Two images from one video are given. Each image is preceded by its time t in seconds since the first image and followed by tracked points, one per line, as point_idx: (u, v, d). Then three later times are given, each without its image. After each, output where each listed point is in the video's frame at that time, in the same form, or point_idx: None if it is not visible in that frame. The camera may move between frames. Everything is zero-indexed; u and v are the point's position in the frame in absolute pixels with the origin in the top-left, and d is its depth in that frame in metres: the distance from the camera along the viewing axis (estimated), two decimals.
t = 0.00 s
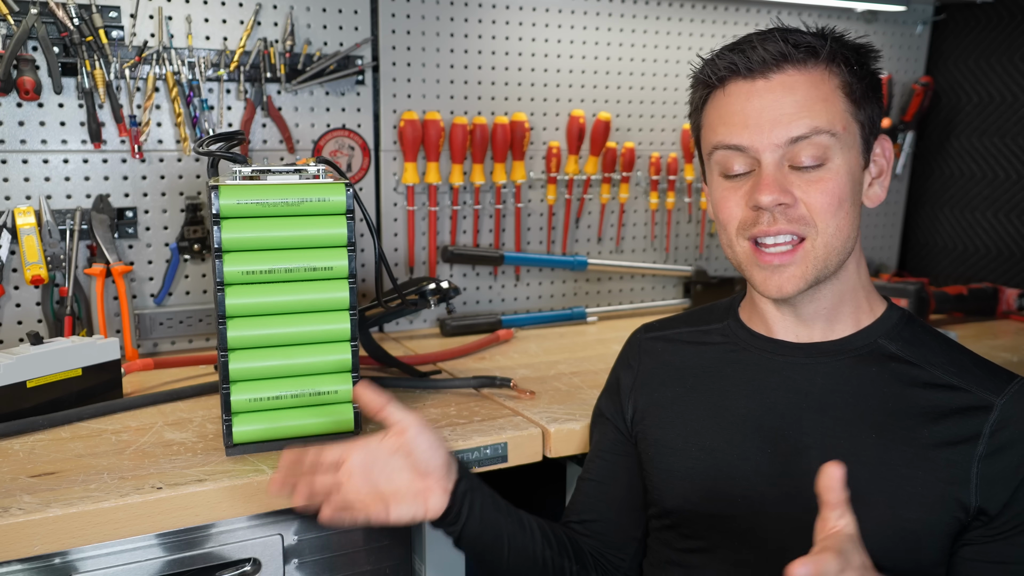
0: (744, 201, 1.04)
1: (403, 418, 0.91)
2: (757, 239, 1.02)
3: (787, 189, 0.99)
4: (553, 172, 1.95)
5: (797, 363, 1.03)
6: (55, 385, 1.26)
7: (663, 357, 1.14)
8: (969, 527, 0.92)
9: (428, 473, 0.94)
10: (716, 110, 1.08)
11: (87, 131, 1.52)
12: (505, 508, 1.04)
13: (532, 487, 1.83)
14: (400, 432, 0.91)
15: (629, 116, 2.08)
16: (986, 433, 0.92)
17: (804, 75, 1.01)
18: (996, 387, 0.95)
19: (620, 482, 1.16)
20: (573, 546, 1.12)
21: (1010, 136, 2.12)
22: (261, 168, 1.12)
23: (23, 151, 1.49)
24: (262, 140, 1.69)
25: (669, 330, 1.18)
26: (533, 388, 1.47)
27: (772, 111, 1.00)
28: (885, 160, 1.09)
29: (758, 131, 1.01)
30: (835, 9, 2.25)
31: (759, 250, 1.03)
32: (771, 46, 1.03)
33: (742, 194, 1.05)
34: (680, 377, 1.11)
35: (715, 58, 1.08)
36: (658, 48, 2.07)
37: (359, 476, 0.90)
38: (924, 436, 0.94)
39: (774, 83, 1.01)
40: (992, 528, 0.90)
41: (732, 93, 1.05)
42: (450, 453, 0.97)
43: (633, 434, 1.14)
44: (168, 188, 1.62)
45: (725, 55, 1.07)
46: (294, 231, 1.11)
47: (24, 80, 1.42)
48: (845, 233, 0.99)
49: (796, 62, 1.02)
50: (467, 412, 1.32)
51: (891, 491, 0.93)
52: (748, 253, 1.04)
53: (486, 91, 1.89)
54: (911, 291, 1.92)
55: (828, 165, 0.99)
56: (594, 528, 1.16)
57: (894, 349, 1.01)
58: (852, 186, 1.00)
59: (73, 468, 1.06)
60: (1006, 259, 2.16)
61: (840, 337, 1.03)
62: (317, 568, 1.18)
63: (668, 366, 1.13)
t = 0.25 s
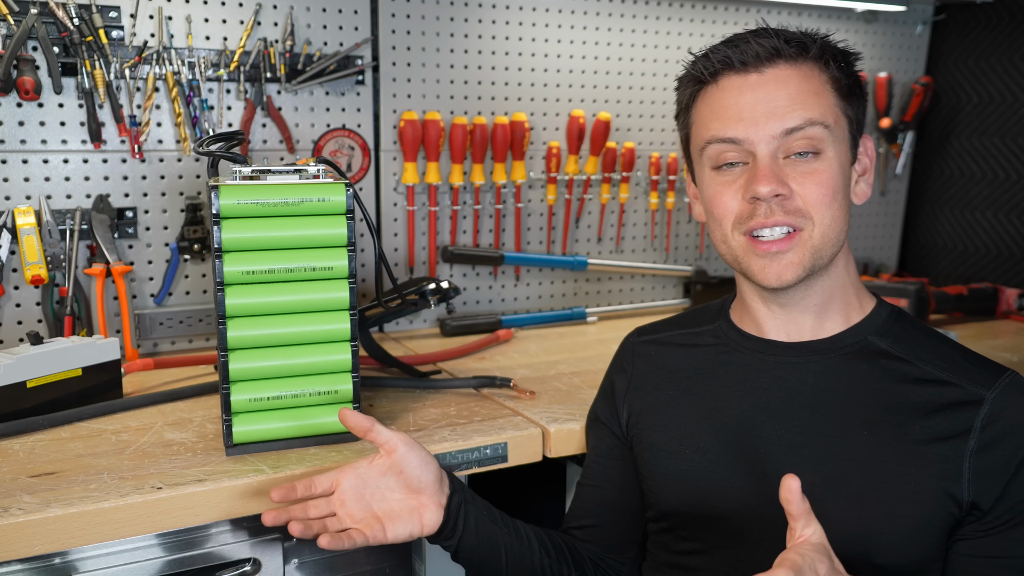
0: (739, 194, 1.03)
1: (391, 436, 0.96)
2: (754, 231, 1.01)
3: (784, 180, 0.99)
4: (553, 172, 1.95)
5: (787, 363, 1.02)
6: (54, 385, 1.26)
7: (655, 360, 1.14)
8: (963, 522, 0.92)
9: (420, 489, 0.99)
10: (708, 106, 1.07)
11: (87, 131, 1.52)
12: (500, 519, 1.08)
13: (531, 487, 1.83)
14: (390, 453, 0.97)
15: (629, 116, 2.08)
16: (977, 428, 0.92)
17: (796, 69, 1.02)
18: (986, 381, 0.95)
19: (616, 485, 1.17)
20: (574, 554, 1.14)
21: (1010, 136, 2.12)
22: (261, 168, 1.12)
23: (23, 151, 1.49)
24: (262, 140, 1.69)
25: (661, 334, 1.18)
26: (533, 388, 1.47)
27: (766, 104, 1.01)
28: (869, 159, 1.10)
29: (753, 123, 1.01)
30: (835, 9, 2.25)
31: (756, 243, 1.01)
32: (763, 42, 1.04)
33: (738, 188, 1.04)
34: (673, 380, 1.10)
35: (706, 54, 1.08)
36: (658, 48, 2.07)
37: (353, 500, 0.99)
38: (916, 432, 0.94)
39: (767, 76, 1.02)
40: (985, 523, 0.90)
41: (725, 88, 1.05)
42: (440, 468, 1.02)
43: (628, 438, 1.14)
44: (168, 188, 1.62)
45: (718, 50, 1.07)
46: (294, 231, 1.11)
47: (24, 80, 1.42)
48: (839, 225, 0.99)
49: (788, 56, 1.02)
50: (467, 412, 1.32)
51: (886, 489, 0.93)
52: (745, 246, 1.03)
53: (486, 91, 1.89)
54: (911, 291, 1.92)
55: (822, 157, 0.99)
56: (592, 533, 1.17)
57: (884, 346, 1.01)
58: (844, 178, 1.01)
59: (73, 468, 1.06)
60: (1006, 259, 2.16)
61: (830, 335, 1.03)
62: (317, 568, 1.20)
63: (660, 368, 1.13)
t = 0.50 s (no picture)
0: (726, 200, 1.04)
1: (401, 418, 0.96)
2: (741, 238, 1.01)
3: (769, 186, 0.99)
4: (553, 172, 1.94)
5: (781, 362, 1.03)
6: (55, 385, 1.26)
7: (650, 361, 1.14)
8: (958, 519, 0.92)
9: (425, 473, 0.99)
10: (692, 113, 1.07)
11: (87, 131, 1.52)
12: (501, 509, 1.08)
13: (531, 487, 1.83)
14: (398, 434, 0.97)
15: (629, 116, 2.08)
16: (972, 425, 0.92)
17: (778, 73, 1.01)
18: (981, 377, 0.95)
19: (612, 486, 1.17)
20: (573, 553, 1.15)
21: (1010, 136, 2.12)
22: (261, 168, 1.12)
23: (23, 151, 1.49)
24: (261, 140, 1.69)
25: (656, 334, 1.18)
26: (533, 388, 1.47)
27: (749, 110, 1.00)
28: (856, 155, 1.10)
29: (736, 130, 1.01)
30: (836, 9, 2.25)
31: (743, 249, 1.01)
32: (743, 47, 1.03)
33: (724, 195, 1.04)
34: (669, 380, 1.10)
35: (688, 61, 1.08)
36: (658, 48, 2.07)
37: (359, 479, 0.97)
38: (911, 430, 0.94)
39: (749, 82, 1.01)
40: (981, 519, 0.90)
41: (708, 94, 1.05)
42: (444, 454, 1.02)
43: (624, 439, 1.14)
44: (168, 188, 1.62)
45: (699, 57, 1.06)
46: (294, 231, 1.11)
47: (24, 80, 1.42)
48: (826, 228, 0.99)
49: (769, 61, 1.02)
50: (467, 412, 1.32)
51: (882, 488, 0.93)
52: (732, 253, 1.03)
53: (486, 91, 1.89)
54: (911, 291, 1.93)
55: (807, 161, 0.99)
56: (591, 534, 1.18)
57: (878, 344, 1.01)
58: (830, 180, 1.00)
59: (73, 468, 1.06)
60: (1006, 259, 2.16)
61: (825, 333, 1.03)
62: (318, 568, 1.19)
63: (656, 369, 1.12)
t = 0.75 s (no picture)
0: (711, 210, 1.02)
1: (370, 432, 1.02)
2: (728, 248, 1.00)
3: (752, 196, 0.97)
4: (553, 172, 1.94)
5: (778, 362, 1.02)
6: (55, 385, 1.26)
7: (649, 362, 1.14)
8: (957, 516, 0.92)
9: (404, 481, 1.03)
10: (674, 124, 1.04)
11: (87, 131, 1.52)
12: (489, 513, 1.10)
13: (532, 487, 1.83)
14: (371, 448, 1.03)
15: (629, 116, 2.08)
16: (968, 422, 0.92)
17: (758, 81, 0.98)
18: (977, 374, 0.95)
19: (611, 487, 1.17)
20: (571, 554, 1.15)
21: (1010, 136, 2.12)
22: (261, 168, 1.12)
23: (23, 151, 1.49)
24: (262, 140, 1.69)
25: (656, 334, 1.17)
26: (533, 388, 1.47)
27: (729, 120, 0.97)
28: (846, 156, 1.07)
29: (717, 141, 0.98)
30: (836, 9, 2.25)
31: (730, 258, 1.00)
32: (721, 56, 1.00)
33: (710, 204, 1.02)
34: (668, 381, 1.10)
35: (668, 72, 1.05)
36: (658, 48, 2.07)
37: (339, 496, 1.03)
38: (908, 429, 0.94)
39: (728, 92, 0.98)
40: (978, 516, 0.90)
41: (688, 105, 1.02)
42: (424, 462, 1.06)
43: (624, 440, 1.14)
44: (168, 188, 1.62)
45: (678, 68, 1.03)
46: (294, 231, 1.11)
47: (24, 80, 1.42)
48: (813, 234, 0.97)
49: (748, 69, 0.99)
50: (467, 412, 1.32)
51: (880, 487, 0.93)
52: (720, 262, 1.02)
53: (486, 91, 1.89)
54: (911, 291, 1.93)
55: (790, 168, 0.97)
56: (591, 535, 1.19)
57: (875, 343, 1.00)
58: (817, 186, 0.98)
59: (73, 468, 1.06)
60: (1006, 259, 2.16)
61: (821, 334, 1.02)
62: (318, 568, 1.18)
63: (654, 369, 1.12)
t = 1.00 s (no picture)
0: (689, 213, 1.01)
1: (377, 423, 1.02)
2: (705, 251, 1.00)
3: (728, 201, 0.96)
4: (553, 172, 1.94)
5: (774, 363, 1.02)
6: (55, 385, 1.26)
7: (646, 363, 1.13)
8: (953, 516, 0.92)
9: (407, 474, 1.03)
10: (662, 126, 1.03)
11: (87, 131, 1.52)
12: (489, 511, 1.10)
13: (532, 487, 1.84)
14: (376, 438, 1.03)
15: (629, 116, 2.08)
16: (964, 421, 0.92)
17: (742, 86, 0.95)
18: (973, 373, 0.95)
19: (610, 488, 1.17)
20: (570, 552, 1.15)
21: (1010, 136, 2.12)
22: (261, 168, 1.13)
23: (23, 151, 1.49)
24: (261, 140, 1.69)
25: (653, 335, 1.17)
26: (533, 388, 1.47)
27: (711, 124, 0.96)
28: (842, 159, 1.04)
29: (697, 145, 0.97)
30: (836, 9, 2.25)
31: (707, 261, 1.00)
32: (707, 59, 0.98)
33: (690, 206, 1.02)
34: (664, 383, 1.10)
35: (658, 74, 1.04)
36: (658, 48, 2.07)
37: (342, 485, 1.02)
38: (904, 429, 0.94)
39: (711, 96, 0.96)
40: (975, 516, 0.90)
41: (674, 108, 1.00)
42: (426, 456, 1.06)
43: (622, 441, 1.14)
44: (167, 188, 1.62)
45: (666, 72, 1.02)
46: (294, 231, 1.11)
47: (24, 80, 1.42)
48: (791, 241, 0.96)
49: (734, 74, 0.96)
50: (467, 412, 1.32)
51: (878, 488, 0.93)
52: (698, 264, 1.02)
53: (486, 91, 1.89)
54: (911, 291, 1.93)
55: (770, 175, 0.95)
56: (592, 536, 1.18)
57: (871, 342, 1.00)
58: (798, 193, 0.96)
59: (73, 468, 1.06)
60: (1006, 259, 2.16)
61: (814, 334, 1.03)
62: (318, 568, 1.18)
63: (652, 370, 1.12)
